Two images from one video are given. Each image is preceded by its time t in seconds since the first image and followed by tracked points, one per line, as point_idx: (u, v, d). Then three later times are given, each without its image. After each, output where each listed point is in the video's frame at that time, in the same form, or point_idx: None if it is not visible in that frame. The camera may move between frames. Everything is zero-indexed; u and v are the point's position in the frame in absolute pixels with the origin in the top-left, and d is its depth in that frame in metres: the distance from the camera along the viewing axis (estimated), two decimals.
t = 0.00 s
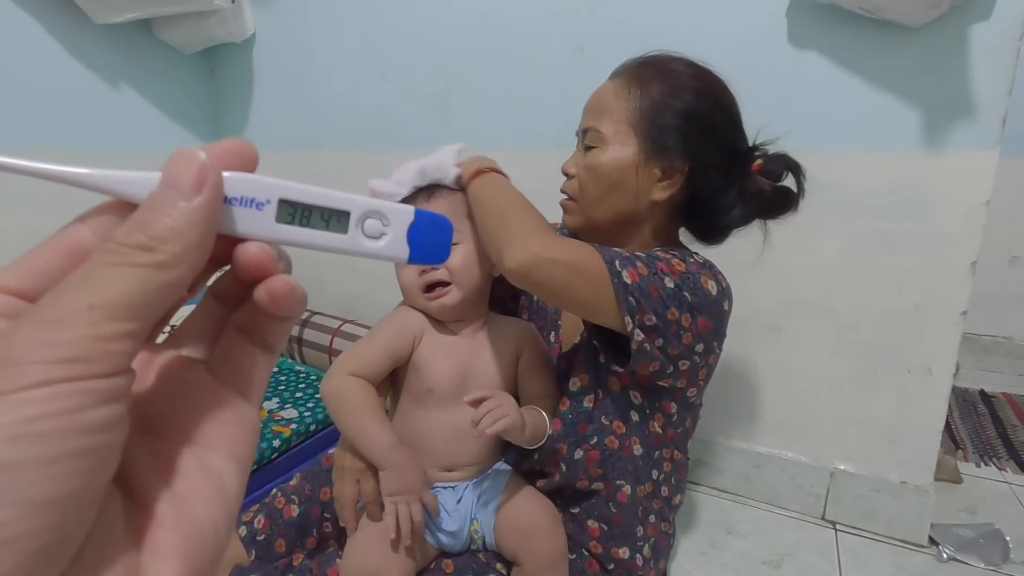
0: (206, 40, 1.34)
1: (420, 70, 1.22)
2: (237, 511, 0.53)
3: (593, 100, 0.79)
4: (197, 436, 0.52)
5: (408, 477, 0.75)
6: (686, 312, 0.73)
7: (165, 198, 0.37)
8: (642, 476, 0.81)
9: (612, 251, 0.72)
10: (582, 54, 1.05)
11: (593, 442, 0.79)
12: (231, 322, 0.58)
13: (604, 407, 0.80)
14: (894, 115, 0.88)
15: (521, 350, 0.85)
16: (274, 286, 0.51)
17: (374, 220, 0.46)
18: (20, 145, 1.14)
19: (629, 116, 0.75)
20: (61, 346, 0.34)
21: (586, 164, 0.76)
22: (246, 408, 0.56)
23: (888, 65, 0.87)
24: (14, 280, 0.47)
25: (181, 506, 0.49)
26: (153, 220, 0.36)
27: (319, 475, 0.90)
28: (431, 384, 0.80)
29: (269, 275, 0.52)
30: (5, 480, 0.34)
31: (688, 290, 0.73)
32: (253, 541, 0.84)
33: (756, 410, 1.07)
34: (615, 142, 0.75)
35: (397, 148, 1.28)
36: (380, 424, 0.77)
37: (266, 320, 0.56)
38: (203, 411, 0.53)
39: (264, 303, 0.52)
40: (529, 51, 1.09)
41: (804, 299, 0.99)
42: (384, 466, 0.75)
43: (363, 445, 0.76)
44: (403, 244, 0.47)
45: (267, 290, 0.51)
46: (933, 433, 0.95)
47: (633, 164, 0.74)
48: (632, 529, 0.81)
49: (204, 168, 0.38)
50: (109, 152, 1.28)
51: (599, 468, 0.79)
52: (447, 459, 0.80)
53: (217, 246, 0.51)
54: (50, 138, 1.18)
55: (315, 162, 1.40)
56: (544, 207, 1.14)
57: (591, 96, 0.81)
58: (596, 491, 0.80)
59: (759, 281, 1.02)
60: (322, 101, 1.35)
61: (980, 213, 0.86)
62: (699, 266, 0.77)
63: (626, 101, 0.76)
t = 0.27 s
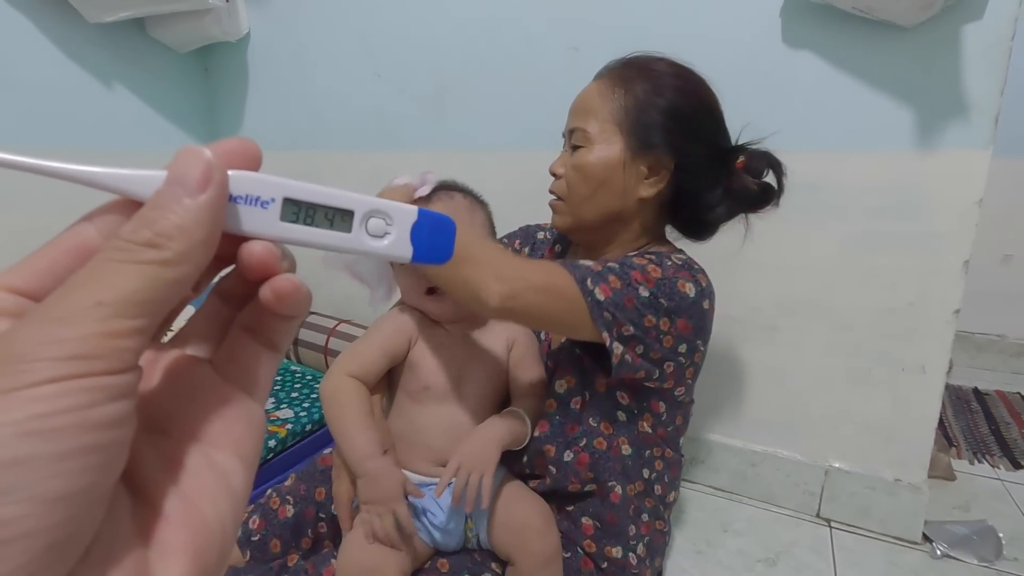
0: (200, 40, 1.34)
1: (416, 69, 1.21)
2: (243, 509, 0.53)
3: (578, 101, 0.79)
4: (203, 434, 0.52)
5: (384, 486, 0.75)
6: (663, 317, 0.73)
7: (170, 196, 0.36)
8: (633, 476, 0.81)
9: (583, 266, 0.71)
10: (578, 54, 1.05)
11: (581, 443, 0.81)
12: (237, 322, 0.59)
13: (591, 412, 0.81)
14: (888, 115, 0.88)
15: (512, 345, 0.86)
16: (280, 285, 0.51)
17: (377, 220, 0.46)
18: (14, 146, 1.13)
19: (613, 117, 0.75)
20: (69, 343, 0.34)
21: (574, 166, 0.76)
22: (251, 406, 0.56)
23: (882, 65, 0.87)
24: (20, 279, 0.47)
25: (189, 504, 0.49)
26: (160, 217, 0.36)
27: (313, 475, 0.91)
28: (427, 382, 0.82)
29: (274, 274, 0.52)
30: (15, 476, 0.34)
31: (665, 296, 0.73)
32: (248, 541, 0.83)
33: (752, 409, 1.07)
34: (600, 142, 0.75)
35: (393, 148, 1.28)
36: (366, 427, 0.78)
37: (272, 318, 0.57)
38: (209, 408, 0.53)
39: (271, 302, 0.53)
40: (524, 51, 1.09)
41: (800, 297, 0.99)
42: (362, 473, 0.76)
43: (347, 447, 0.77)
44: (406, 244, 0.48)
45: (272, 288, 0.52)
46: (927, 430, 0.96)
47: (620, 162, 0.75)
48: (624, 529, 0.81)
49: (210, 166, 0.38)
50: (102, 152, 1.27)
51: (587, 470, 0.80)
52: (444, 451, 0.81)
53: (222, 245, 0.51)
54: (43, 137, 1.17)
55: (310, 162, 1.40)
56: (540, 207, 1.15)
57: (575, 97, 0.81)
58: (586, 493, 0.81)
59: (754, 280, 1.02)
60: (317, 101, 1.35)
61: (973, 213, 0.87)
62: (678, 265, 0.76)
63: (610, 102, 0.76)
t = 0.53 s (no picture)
0: (192, 40, 1.33)
1: (409, 69, 1.21)
2: (237, 516, 0.53)
3: (557, 105, 0.78)
4: (197, 443, 0.52)
5: (357, 491, 0.77)
6: (663, 362, 0.72)
7: (166, 208, 0.37)
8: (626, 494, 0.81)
9: (587, 351, 0.67)
10: (571, 53, 1.05)
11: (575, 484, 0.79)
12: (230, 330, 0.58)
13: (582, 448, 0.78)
14: (879, 114, 0.89)
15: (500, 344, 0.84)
16: (273, 295, 0.51)
17: (371, 228, 0.47)
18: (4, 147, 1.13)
19: (593, 123, 0.75)
20: (62, 356, 0.35)
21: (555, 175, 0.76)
22: (245, 415, 0.56)
23: (873, 64, 0.87)
24: (16, 290, 0.47)
25: (183, 514, 0.50)
26: (154, 229, 0.36)
27: (309, 477, 0.91)
28: (415, 382, 0.84)
29: (268, 283, 0.52)
30: (12, 486, 0.35)
31: (664, 342, 0.71)
32: (241, 543, 0.83)
33: (746, 407, 1.08)
34: (581, 151, 0.75)
35: (386, 148, 1.28)
36: (351, 430, 0.81)
37: (263, 326, 0.55)
38: (203, 418, 0.53)
39: (265, 312, 0.52)
40: (517, 51, 1.09)
41: (792, 296, 0.99)
42: (344, 476, 0.78)
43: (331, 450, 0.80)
44: (400, 251, 0.48)
45: (266, 299, 0.51)
46: (919, 427, 0.96)
47: (601, 171, 0.74)
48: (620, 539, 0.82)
49: (204, 177, 0.38)
50: (94, 153, 1.27)
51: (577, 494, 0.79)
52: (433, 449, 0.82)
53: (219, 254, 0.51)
54: (34, 138, 1.17)
55: (304, 162, 1.40)
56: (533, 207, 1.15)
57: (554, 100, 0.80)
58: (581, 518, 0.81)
59: (746, 279, 1.02)
60: (310, 100, 1.35)
61: (964, 211, 0.87)
62: (669, 296, 0.73)
63: (588, 108, 0.75)
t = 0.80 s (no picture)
0: (192, 41, 1.33)
1: (409, 69, 1.21)
2: (246, 513, 0.53)
3: (562, 111, 0.75)
4: (207, 441, 0.53)
5: (351, 498, 0.76)
6: (656, 359, 0.71)
7: (173, 208, 0.37)
8: (630, 495, 0.80)
9: (572, 324, 0.68)
10: (571, 53, 1.05)
11: (577, 479, 0.79)
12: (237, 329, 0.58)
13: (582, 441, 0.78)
14: (879, 114, 0.89)
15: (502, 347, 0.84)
16: (281, 293, 0.51)
17: (376, 227, 0.46)
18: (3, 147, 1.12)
19: (600, 137, 0.73)
20: (73, 355, 0.35)
21: (561, 188, 0.74)
22: (253, 414, 0.56)
23: (874, 64, 0.87)
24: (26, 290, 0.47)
25: (193, 512, 0.50)
26: (163, 228, 0.37)
27: (309, 479, 0.90)
28: (417, 383, 0.83)
29: (276, 281, 0.52)
30: (23, 484, 0.35)
31: (658, 339, 0.70)
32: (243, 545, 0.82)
33: (746, 408, 1.08)
34: (587, 166, 0.73)
35: (386, 149, 1.28)
36: (347, 433, 0.81)
37: (271, 325, 0.56)
38: (211, 418, 0.53)
39: (273, 310, 0.52)
40: (517, 51, 1.09)
41: (793, 296, 0.99)
42: (339, 482, 0.78)
43: (328, 453, 0.80)
44: (405, 249, 0.47)
45: (275, 296, 0.51)
46: (919, 427, 0.97)
47: (609, 189, 0.73)
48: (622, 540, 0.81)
49: (211, 177, 0.38)
50: (93, 153, 1.27)
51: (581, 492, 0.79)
52: (435, 456, 0.82)
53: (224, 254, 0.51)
54: (35, 139, 1.17)
55: (304, 163, 1.40)
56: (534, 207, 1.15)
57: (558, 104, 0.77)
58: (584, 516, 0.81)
59: (747, 280, 1.02)
60: (311, 101, 1.35)
61: (963, 211, 0.87)
62: (669, 298, 0.73)
63: (595, 120, 0.73)
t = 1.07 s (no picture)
0: (193, 38, 1.33)
1: (410, 67, 1.21)
2: (244, 515, 0.53)
3: (558, 115, 0.75)
4: (205, 445, 0.53)
5: (347, 497, 0.76)
6: (652, 362, 0.71)
7: (174, 211, 0.37)
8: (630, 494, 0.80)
9: (567, 324, 0.68)
10: (573, 51, 1.04)
11: (574, 476, 0.79)
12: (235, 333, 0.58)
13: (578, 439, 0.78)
14: (883, 111, 0.88)
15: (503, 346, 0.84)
16: (281, 297, 0.51)
17: (373, 231, 0.47)
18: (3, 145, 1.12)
19: (595, 145, 0.72)
20: (73, 357, 0.35)
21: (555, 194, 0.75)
22: (251, 417, 0.56)
23: (877, 61, 0.87)
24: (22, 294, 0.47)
25: (191, 514, 0.50)
26: (162, 232, 0.36)
27: (309, 477, 0.91)
28: (415, 379, 0.83)
29: (275, 284, 0.51)
30: (24, 485, 0.35)
31: (654, 343, 0.70)
32: (243, 543, 0.82)
33: (748, 407, 1.07)
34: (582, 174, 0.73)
35: (387, 147, 1.28)
36: (343, 430, 0.81)
37: (270, 329, 0.55)
38: (209, 421, 0.53)
39: (272, 313, 0.52)
40: (519, 49, 1.09)
41: (795, 295, 0.99)
42: (336, 477, 0.78)
43: (324, 450, 0.80)
44: (402, 253, 0.48)
45: (274, 300, 0.51)
46: (922, 426, 0.96)
47: (603, 197, 0.73)
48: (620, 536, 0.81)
49: (212, 182, 0.38)
50: (93, 151, 1.27)
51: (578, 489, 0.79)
52: (435, 455, 0.82)
53: (223, 257, 0.51)
54: (35, 136, 1.17)
55: (305, 161, 1.40)
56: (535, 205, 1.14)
57: (556, 106, 0.77)
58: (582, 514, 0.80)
59: (750, 278, 1.01)
60: (312, 99, 1.34)
61: (967, 209, 0.87)
62: (667, 301, 0.72)
63: (590, 127, 0.72)
